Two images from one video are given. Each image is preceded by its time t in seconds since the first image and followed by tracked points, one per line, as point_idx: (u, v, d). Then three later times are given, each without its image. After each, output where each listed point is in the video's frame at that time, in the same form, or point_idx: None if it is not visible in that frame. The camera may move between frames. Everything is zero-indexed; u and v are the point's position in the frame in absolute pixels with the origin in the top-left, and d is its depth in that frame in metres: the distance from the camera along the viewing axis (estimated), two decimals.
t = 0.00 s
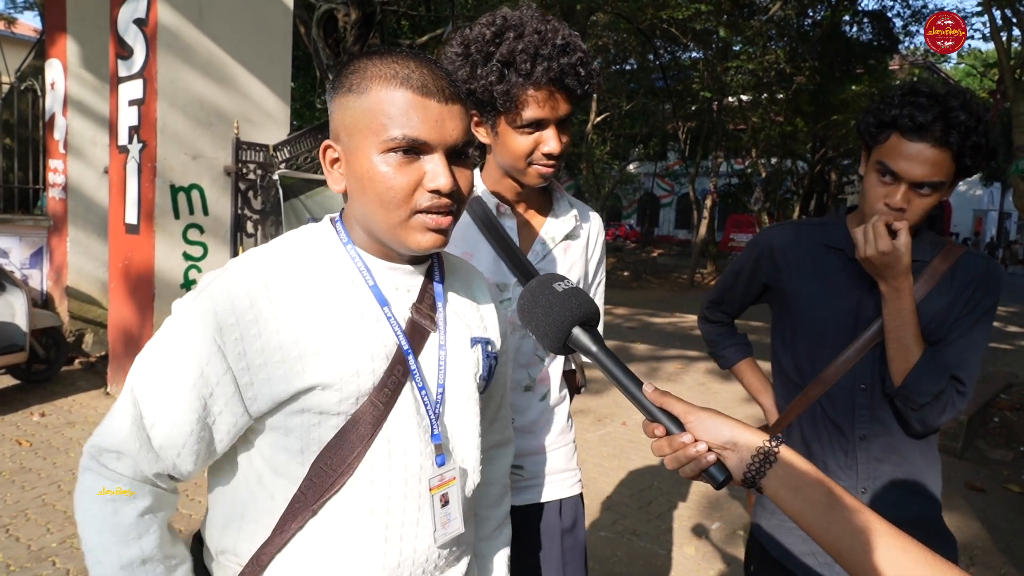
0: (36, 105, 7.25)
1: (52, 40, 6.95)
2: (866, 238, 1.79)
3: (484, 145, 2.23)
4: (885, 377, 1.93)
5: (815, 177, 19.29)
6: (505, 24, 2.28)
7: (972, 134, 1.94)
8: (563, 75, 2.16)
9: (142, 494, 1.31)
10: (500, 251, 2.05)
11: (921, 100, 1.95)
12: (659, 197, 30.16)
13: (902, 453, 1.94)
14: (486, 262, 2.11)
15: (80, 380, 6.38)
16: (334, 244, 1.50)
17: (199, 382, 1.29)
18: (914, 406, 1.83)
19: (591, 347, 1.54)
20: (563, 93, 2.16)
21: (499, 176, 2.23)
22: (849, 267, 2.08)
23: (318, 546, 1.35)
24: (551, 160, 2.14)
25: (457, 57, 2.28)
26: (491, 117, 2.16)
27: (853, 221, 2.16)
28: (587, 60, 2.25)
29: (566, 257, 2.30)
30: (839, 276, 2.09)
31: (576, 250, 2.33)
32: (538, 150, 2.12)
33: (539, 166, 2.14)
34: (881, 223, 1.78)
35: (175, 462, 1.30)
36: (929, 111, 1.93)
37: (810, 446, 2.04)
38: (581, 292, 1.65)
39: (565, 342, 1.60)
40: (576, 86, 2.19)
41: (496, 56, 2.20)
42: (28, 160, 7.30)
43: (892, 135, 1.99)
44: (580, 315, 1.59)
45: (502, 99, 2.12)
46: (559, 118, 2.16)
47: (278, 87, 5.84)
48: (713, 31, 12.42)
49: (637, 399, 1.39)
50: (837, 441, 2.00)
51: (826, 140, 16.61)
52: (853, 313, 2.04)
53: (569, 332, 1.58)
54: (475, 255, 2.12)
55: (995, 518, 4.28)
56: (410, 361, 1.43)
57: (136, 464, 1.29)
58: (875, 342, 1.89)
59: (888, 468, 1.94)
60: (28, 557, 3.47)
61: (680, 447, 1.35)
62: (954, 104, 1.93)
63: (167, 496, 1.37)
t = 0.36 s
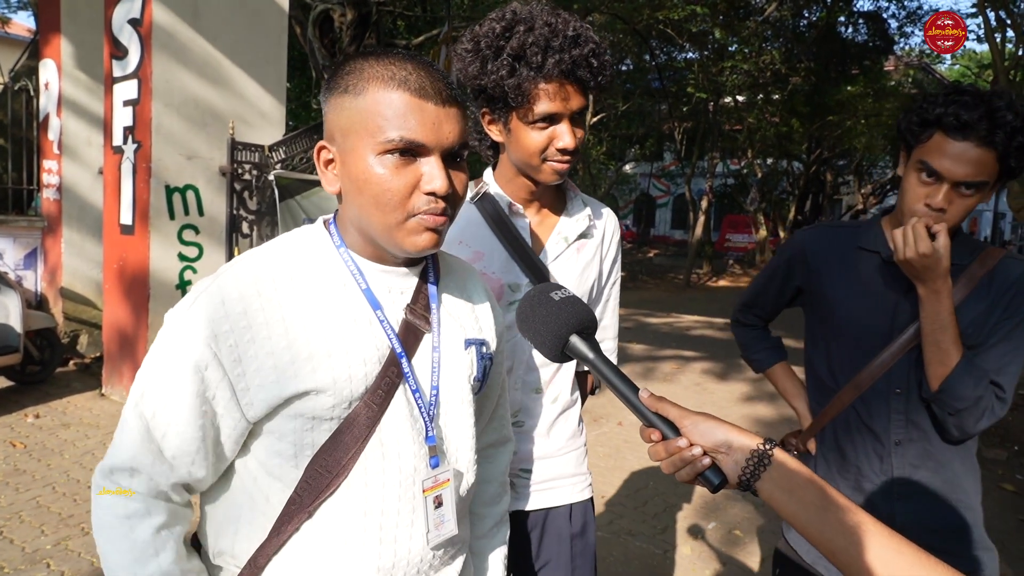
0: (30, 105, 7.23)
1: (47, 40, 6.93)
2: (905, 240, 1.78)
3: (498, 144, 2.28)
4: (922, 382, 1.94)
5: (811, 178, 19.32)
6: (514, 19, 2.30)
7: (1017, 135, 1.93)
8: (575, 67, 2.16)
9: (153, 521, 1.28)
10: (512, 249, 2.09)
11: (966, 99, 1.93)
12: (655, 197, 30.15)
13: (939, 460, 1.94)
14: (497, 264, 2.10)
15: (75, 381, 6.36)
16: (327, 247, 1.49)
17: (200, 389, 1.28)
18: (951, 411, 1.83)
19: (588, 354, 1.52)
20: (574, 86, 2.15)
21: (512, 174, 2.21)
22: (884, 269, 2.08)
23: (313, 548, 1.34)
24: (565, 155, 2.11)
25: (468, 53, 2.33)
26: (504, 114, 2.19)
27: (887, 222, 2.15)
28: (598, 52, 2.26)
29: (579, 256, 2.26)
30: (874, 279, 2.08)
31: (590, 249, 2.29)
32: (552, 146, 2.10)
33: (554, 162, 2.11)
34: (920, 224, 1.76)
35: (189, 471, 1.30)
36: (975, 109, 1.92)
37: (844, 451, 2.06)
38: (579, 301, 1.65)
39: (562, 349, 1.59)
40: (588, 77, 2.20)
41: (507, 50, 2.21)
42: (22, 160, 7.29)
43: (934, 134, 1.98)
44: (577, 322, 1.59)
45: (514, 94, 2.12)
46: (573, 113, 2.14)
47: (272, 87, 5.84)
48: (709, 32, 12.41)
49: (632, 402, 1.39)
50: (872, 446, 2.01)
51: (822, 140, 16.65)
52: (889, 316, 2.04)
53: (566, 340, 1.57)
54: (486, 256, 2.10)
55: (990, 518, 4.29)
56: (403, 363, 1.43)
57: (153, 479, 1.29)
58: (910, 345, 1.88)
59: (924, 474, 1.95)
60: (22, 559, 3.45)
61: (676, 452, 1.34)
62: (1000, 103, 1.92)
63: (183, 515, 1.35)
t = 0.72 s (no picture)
0: (27, 106, 7.24)
1: (44, 41, 6.93)
2: (924, 236, 1.78)
3: (500, 143, 2.25)
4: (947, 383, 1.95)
5: (809, 177, 19.34)
6: (518, 15, 2.29)
7: None
8: (584, 63, 2.19)
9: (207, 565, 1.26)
10: (515, 250, 2.09)
11: (989, 98, 1.95)
12: (652, 197, 30.14)
13: (965, 463, 1.95)
14: (501, 266, 2.10)
15: (72, 382, 6.35)
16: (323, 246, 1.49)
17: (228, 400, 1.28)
18: (977, 413, 1.82)
19: (587, 348, 1.52)
20: (582, 82, 2.18)
21: (515, 174, 2.20)
22: (907, 271, 2.09)
23: (319, 549, 1.34)
24: (570, 151, 2.12)
25: (474, 50, 2.32)
26: (512, 111, 2.16)
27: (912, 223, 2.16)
28: (605, 48, 2.28)
29: (580, 254, 2.27)
30: (896, 281, 2.10)
31: (590, 246, 2.30)
32: (559, 141, 2.11)
33: (559, 157, 2.12)
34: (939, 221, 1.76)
35: (239, 478, 1.32)
36: (997, 108, 1.93)
37: (869, 452, 2.06)
38: (578, 296, 1.65)
39: (561, 344, 1.59)
40: (595, 73, 2.23)
41: (517, 46, 2.21)
42: (19, 161, 7.28)
43: (957, 134, 2.00)
44: (577, 316, 1.58)
45: (525, 88, 2.11)
46: (579, 108, 2.16)
47: (269, 87, 5.83)
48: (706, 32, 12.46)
49: (632, 398, 1.40)
50: (897, 448, 2.02)
51: (819, 139, 16.68)
52: (913, 318, 2.05)
53: (566, 335, 1.57)
54: (490, 258, 2.10)
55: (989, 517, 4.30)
56: (403, 362, 1.44)
57: (207, 500, 1.28)
58: (933, 348, 1.86)
59: (949, 478, 1.96)
60: (20, 561, 3.44)
61: (675, 447, 1.34)
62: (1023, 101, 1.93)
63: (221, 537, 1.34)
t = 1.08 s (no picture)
0: (23, 109, 7.23)
1: (40, 44, 6.92)
2: (905, 237, 1.80)
3: (506, 146, 2.21)
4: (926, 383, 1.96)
5: (806, 179, 19.38)
6: (530, 19, 2.28)
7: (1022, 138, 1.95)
8: (597, 69, 2.23)
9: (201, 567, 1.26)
10: (520, 254, 2.09)
11: (971, 102, 1.96)
12: (650, 199, 30.16)
13: (943, 461, 1.95)
14: (504, 270, 2.09)
15: (69, 386, 6.34)
16: (320, 250, 1.49)
17: (222, 402, 1.28)
18: (953, 412, 1.82)
19: (582, 353, 1.53)
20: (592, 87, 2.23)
21: (516, 179, 2.18)
22: (890, 270, 2.09)
23: (318, 553, 1.34)
24: (577, 153, 2.16)
25: (488, 53, 2.28)
26: (528, 113, 2.14)
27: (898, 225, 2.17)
28: (613, 55, 2.33)
29: (572, 257, 2.29)
30: (878, 281, 2.10)
31: (579, 249, 2.33)
32: (568, 143, 2.14)
33: (568, 160, 2.14)
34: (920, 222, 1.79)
35: (231, 482, 1.32)
36: (978, 113, 1.94)
37: (849, 450, 2.07)
38: (572, 300, 1.65)
39: (555, 348, 1.59)
40: (604, 79, 2.28)
41: (538, 48, 2.19)
42: (16, 164, 7.27)
43: (938, 137, 2.01)
44: (571, 322, 1.59)
45: (547, 90, 2.11)
46: (586, 112, 2.19)
47: (266, 90, 5.81)
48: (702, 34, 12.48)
49: (627, 403, 1.40)
50: (877, 446, 2.02)
51: (816, 141, 16.69)
52: (894, 317, 2.06)
53: (560, 339, 1.58)
54: (495, 262, 2.09)
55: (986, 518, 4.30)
56: (401, 363, 1.43)
57: (198, 504, 1.27)
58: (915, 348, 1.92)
59: (926, 475, 1.96)
60: (16, 565, 3.43)
61: (670, 452, 1.35)
62: (1004, 107, 1.94)
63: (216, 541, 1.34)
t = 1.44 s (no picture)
0: (24, 110, 7.24)
1: (41, 45, 6.92)
2: (865, 236, 1.85)
3: (501, 146, 2.25)
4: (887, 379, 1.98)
5: (806, 178, 19.37)
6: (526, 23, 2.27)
7: (977, 139, 1.97)
8: (591, 72, 2.20)
9: (204, 561, 1.26)
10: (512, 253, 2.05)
11: (930, 104, 1.98)
12: (650, 199, 30.14)
13: (903, 455, 1.98)
14: (498, 269, 2.11)
15: (70, 386, 6.35)
16: (321, 251, 1.49)
17: (218, 401, 1.29)
18: (912, 408, 1.85)
19: (579, 357, 1.55)
20: (587, 90, 2.20)
21: (513, 179, 2.20)
22: (855, 267, 2.12)
23: (317, 551, 1.35)
24: (571, 155, 2.15)
25: (482, 54, 2.30)
26: (516, 114, 2.16)
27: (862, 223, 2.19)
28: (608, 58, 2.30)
29: (571, 259, 2.29)
30: (844, 278, 2.12)
31: (580, 252, 2.32)
32: (560, 146, 2.13)
33: (560, 162, 2.14)
34: (880, 222, 1.83)
35: (228, 481, 1.32)
36: (935, 115, 1.96)
37: (814, 444, 2.10)
38: (568, 303, 1.65)
39: (554, 352, 1.60)
40: (598, 82, 2.25)
41: (527, 51, 2.19)
42: (17, 165, 7.28)
43: (898, 138, 2.03)
44: (568, 324, 1.59)
45: (534, 92, 2.11)
46: (579, 115, 2.18)
47: (266, 91, 5.82)
48: (703, 34, 12.50)
49: (625, 406, 1.37)
50: (840, 439, 2.05)
51: (816, 141, 16.68)
52: (857, 314, 2.08)
53: (558, 342, 1.58)
54: (487, 260, 2.11)
55: (986, 517, 4.30)
56: (401, 364, 1.44)
57: (195, 501, 1.28)
58: (876, 344, 1.93)
59: (889, 468, 1.99)
60: (18, 565, 3.44)
61: (669, 454, 1.33)
62: (961, 107, 1.97)
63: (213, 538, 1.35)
